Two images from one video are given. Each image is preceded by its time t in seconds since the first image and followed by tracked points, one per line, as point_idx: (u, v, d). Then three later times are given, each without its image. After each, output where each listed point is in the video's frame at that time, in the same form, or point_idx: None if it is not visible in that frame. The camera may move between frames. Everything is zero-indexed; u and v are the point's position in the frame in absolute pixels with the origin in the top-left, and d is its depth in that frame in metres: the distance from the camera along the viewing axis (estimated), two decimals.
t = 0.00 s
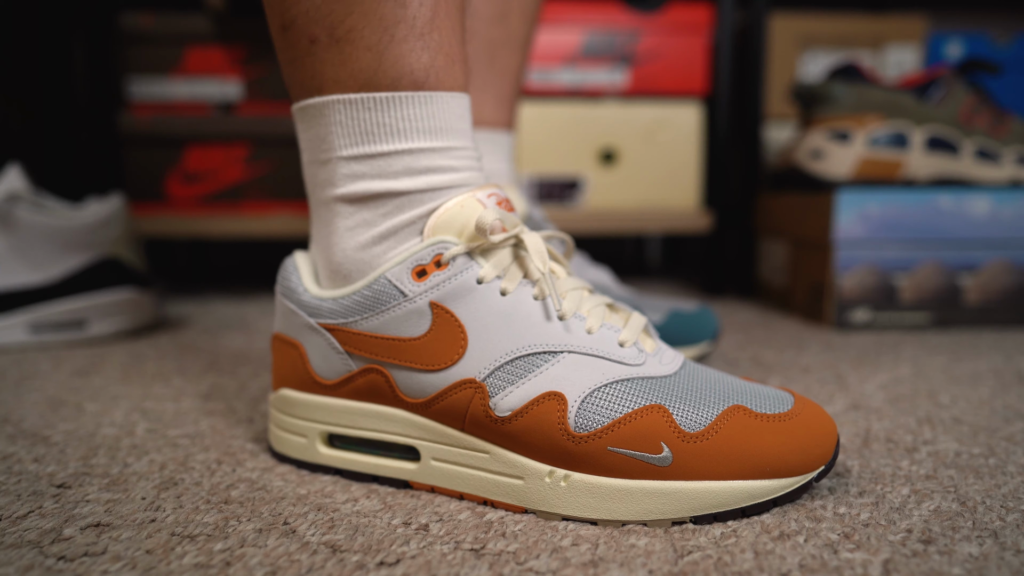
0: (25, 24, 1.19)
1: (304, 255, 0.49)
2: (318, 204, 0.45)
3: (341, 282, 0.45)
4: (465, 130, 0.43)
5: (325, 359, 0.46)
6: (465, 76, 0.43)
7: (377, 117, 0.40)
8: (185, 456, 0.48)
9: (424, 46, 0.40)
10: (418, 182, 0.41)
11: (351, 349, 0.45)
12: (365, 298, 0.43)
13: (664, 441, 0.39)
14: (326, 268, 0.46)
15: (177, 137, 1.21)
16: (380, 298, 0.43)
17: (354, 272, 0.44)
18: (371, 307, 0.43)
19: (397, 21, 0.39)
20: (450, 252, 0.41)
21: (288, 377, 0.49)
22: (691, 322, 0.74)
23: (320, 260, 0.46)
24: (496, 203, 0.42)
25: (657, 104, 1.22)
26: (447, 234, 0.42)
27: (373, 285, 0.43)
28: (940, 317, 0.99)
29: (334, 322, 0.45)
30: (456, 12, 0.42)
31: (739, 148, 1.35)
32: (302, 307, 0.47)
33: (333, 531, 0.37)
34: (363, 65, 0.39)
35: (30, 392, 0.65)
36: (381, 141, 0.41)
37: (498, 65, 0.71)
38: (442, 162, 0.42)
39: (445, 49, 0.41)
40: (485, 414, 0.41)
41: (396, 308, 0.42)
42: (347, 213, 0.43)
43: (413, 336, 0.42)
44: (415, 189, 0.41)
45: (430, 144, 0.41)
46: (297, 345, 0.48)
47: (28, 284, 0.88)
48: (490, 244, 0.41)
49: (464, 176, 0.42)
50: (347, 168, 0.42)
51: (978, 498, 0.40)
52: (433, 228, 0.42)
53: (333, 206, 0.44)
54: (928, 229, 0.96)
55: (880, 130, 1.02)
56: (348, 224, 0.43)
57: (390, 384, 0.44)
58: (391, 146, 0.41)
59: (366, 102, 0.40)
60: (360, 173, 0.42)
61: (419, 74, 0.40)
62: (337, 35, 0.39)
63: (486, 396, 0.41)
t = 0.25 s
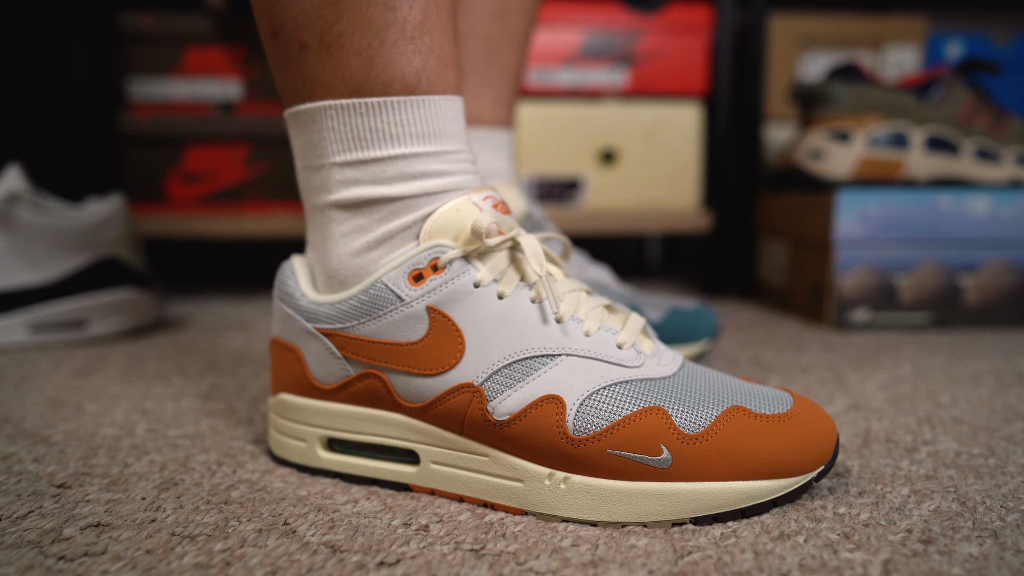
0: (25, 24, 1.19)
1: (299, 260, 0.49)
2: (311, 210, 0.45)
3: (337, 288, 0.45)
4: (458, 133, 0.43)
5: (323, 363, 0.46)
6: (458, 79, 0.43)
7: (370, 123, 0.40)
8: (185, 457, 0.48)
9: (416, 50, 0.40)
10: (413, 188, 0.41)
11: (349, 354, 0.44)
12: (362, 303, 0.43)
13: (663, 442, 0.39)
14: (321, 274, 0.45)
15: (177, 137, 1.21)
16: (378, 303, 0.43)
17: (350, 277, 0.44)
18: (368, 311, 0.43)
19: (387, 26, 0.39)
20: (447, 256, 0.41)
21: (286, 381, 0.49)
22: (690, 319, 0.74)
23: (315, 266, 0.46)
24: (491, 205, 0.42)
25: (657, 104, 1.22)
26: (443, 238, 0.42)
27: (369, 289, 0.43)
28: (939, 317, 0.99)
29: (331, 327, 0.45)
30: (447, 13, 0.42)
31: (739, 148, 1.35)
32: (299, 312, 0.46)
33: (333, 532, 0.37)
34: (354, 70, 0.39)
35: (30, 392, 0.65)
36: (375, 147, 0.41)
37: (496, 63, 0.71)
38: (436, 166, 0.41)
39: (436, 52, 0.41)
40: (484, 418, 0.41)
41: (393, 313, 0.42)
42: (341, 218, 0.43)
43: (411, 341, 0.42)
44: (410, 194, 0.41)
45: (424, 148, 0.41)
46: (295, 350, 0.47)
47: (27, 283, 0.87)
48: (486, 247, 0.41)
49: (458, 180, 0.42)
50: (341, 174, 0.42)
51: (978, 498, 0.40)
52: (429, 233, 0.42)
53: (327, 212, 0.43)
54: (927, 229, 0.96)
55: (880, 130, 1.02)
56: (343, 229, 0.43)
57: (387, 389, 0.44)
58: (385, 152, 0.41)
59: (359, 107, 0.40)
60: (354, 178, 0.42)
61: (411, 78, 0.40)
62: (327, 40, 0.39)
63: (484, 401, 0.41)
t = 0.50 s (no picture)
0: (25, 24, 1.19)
1: (297, 263, 0.49)
2: (309, 214, 0.45)
3: (335, 290, 0.45)
4: (457, 136, 0.43)
5: (322, 365, 0.46)
6: (455, 82, 0.43)
7: (369, 127, 0.40)
8: (185, 457, 0.48)
9: (412, 53, 0.40)
10: (411, 192, 0.41)
11: (347, 356, 0.44)
12: (360, 305, 0.43)
13: (663, 442, 0.39)
14: (320, 277, 0.45)
15: (177, 137, 1.21)
16: (376, 305, 0.43)
17: (349, 279, 0.44)
18: (366, 313, 0.43)
19: (384, 30, 0.39)
20: (445, 258, 0.41)
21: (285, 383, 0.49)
22: (690, 315, 0.74)
23: (313, 268, 0.46)
24: (489, 207, 0.42)
25: (657, 105, 1.22)
26: (441, 239, 0.42)
27: (368, 291, 0.43)
28: (939, 317, 0.99)
29: (329, 329, 0.45)
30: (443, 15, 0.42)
31: (739, 149, 1.35)
32: (298, 314, 0.47)
33: (333, 532, 0.37)
34: (352, 74, 0.39)
35: (30, 391, 0.65)
36: (373, 152, 0.41)
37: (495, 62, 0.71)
38: (434, 170, 0.41)
39: (433, 56, 0.41)
40: (482, 419, 0.41)
41: (391, 315, 0.43)
42: (339, 223, 0.43)
43: (409, 342, 0.42)
44: (409, 197, 0.41)
45: (422, 152, 0.41)
46: (294, 352, 0.48)
47: (27, 284, 0.88)
48: (484, 249, 0.41)
49: (456, 184, 0.42)
50: (339, 178, 0.42)
51: (977, 498, 0.41)
52: (427, 235, 0.42)
53: (325, 216, 0.43)
54: (927, 229, 0.96)
55: (879, 130, 1.02)
56: (341, 233, 0.43)
57: (386, 392, 0.44)
58: (383, 156, 0.41)
59: (357, 112, 0.40)
60: (352, 183, 0.42)
61: (408, 82, 0.40)
62: (324, 44, 0.39)
63: (483, 402, 0.41)
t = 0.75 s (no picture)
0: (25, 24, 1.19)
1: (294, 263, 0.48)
2: (308, 215, 0.45)
3: (334, 292, 0.45)
4: (458, 140, 0.43)
5: (321, 367, 0.46)
6: (459, 84, 0.43)
7: (371, 131, 0.40)
8: (185, 457, 0.48)
9: (416, 56, 0.39)
10: (413, 196, 0.41)
11: (347, 358, 0.44)
12: (359, 307, 0.43)
13: (663, 442, 0.39)
14: (318, 278, 0.45)
15: (177, 136, 1.21)
16: (375, 306, 0.43)
17: (348, 282, 0.44)
18: (366, 315, 0.43)
19: (390, 33, 0.38)
20: (444, 259, 0.41)
21: (284, 385, 0.49)
22: (690, 315, 0.74)
23: (312, 270, 0.46)
24: (488, 208, 0.43)
25: (657, 105, 1.22)
26: (440, 241, 0.42)
27: (367, 293, 0.43)
28: (939, 317, 0.99)
29: (328, 331, 0.45)
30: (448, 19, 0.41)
31: (739, 150, 1.32)
32: (297, 315, 0.47)
33: (333, 532, 0.37)
34: (355, 77, 0.39)
35: (30, 391, 0.65)
36: (375, 156, 0.41)
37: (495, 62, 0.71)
38: (435, 174, 0.41)
39: (437, 60, 0.40)
40: (482, 421, 0.41)
41: (391, 317, 0.43)
42: (339, 225, 0.43)
43: (409, 344, 0.43)
44: (410, 201, 0.41)
45: (424, 156, 0.41)
46: (293, 353, 0.48)
47: (27, 283, 0.87)
48: (483, 251, 0.41)
49: (457, 187, 0.43)
50: (339, 182, 0.42)
51: (977, 498, 0.41)
52: (427, 237, 0.42)
53: (324, 219, 0.43)
54: (926, 228, 0.97)
55: (880, 130, 1.02)
56: (340, 235, 0.43)
57: (385, 393, 0.44)
58: (384, 160, 0.41)
59: (359, 115, 0.40)
60: (353, 186, 0.41)
61: (411, 86, 0.40)
62: (327, 46, 0.38)
63: (482, 403, 0.41)
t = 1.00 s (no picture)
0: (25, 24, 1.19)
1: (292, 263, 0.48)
2: (308, 215, 0.44)
3: (333, 293, 0.45)
4: (458, 141, 0.43)
5: (320, 369, 0.46)
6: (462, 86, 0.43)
7: (371, 133, 0.40)
8: (185, 457, 0.48)
9: (418, 60, 0.39)
10: (413, 198, 0.41)
11: (346, 360, 0.44)
12: (358, 309, 0.43)
13: (663, 444, 0.39)
14: (317, 279, 0.45)
15: (177, 136, 1.21)
16: (374, 309, 0.43)
17: (347, 284, 0.44)
18: (365, 318, 0.43)
19: (393, 35, 0.38)
20: (443, 262, 0.41)
21: (283, 387, 0.49)
22: (696, 324, 0.74)
23: (311, 271, 0.46)
24: (487, 210, 0.43)
25: (657, 105, 1.22)
26: (439, 243, 0.42)
27: (366, 295, 0.43)
28: (939, 317, 0.99)
29: (327, 333, 0.45)
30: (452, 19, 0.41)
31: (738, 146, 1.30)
32: (295, 316, 0.46)
33: (333, 532, 0.37)
34: (357, 79, 0.39)
35: (30, 391, 0.65)
36: (375, 158, 0.40)
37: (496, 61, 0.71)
38: (436, 176, 0.41)
39: (440, 63, 0.40)
40: (482, 423, 0.41)
41: (390, 319, 0.43)
42: (338, 227, 0.43)
43: (409, 346, 0.43)
44: (410, 204, 0.41)
45: (425, 159, 0.41)
46: (292, 354, 0.47)
47: (27, 283, 0.87)
48: (483, 253, 0.41)
49: (457, 189, 0.42)
50: (339, 183, 0.41)
51: (977, 498, 0.41)
52: (426, 239, 0.42)
53: (324, 221, 0.43)
54: (926, 228, 0.96)
55: (880, 130, 1.02)
56: (339, 237, 0.43)
57: (385, 395, 0.44)
58: (384, 162, 0.40)
59: (360, 118, 0.39)
60: (353, 188, 0.41)
61: (414, 89, 0.39)
62: (328, 46, 0.38)
63: (482, 405, 0.41)
